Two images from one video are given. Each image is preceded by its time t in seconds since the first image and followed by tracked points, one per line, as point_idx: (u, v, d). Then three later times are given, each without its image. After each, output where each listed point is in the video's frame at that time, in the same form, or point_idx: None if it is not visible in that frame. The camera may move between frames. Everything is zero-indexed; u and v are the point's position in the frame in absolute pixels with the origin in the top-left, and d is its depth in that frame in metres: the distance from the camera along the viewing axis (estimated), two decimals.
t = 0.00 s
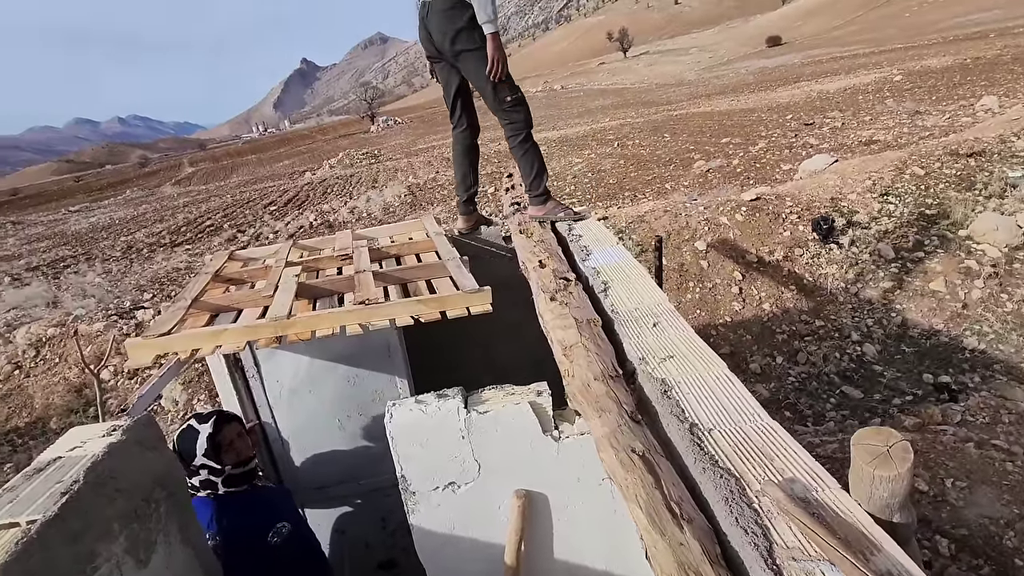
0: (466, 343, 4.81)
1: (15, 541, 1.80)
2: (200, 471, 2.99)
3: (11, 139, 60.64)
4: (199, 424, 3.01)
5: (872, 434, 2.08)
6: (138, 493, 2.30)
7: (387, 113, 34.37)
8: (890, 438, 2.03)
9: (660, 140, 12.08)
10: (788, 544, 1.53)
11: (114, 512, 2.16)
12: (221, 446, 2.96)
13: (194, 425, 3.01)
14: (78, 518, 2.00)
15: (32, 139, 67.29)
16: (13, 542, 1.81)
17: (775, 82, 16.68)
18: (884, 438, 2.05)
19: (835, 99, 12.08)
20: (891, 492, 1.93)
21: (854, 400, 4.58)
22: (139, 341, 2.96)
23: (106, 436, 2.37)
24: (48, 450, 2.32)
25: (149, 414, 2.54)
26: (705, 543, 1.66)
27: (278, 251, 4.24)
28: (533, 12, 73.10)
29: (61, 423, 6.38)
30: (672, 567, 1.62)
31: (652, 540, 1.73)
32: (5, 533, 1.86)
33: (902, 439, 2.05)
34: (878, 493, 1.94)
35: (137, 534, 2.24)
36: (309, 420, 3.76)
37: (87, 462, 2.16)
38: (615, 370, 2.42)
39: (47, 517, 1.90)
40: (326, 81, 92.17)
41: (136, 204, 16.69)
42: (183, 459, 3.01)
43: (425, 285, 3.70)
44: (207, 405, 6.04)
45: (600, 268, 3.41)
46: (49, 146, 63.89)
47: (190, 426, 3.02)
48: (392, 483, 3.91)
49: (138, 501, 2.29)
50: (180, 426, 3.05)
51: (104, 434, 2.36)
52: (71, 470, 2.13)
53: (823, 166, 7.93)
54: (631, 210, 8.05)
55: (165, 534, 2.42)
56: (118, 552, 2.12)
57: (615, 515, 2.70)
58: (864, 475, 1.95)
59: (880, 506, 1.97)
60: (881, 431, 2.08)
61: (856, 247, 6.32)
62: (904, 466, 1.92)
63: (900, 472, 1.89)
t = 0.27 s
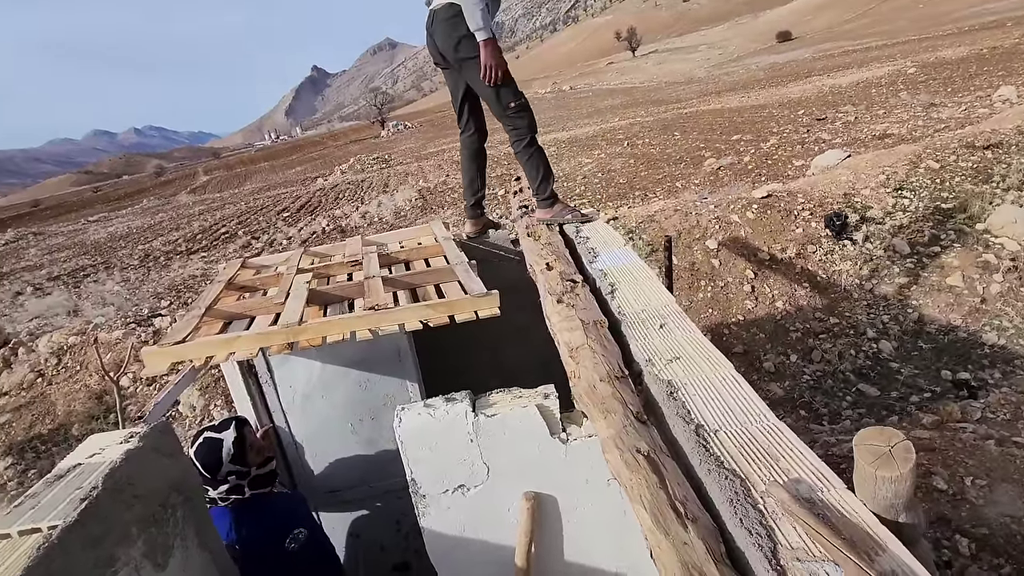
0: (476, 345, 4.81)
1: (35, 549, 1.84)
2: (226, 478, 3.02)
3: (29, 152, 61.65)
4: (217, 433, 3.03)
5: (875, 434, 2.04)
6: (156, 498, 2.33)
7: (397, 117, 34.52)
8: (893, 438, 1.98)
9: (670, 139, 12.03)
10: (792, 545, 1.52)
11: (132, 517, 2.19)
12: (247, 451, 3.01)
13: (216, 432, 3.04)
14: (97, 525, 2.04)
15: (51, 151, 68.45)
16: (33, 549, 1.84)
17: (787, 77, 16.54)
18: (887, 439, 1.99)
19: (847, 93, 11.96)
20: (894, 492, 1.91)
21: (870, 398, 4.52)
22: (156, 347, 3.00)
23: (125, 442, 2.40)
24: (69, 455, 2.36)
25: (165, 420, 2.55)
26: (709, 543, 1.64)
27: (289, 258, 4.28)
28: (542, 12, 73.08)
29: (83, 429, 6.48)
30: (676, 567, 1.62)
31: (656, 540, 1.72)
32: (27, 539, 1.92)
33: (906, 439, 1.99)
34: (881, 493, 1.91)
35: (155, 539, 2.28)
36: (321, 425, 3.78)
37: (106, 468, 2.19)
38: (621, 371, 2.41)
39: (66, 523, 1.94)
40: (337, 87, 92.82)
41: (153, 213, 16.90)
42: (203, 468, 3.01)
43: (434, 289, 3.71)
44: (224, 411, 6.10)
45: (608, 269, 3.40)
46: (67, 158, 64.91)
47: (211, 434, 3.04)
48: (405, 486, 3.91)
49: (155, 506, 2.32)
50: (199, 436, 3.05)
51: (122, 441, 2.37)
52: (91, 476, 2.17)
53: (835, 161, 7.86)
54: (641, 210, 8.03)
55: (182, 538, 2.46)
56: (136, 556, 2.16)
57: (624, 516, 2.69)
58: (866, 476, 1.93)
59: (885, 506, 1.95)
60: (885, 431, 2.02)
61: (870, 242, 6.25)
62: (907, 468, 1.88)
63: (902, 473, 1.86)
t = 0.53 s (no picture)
0: (493, 340, 4.76)
1: (54, 545, 1.83)
2: (256, 481, 2.94)
3: (46, 157, 62.37)
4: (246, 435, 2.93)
5: (927, 427, 1.99)
6: (174, 494, 2.33)
7: (407, 117, 34.54)
8: (947, 431, 1.92)
9: (683, 134, 11.93)
10: (836, 543, 1.46)
11: (151, 513, 2.19)
12: (277, 453, 2.91)
13: (245, 436, 2.96)
14: (116, 521, 2.03)
15: (66, 155, 69.22)
16: (53, 545, 1.83)
17: (801, 70, 16.36)
18: (940, 433, 1.94)
19: (864, 85, 11.79)
20: (948, 488, 1.85)
21: (893, 394, 4.43)
22: (173, 343, 2.96)
23: (143, 439, 2.38)
24: (88, 451, 2.36)
25: (183, 417, 2.52)
26: (747, 541, 1.59)
27: (304, 255, 4.25)
28: (551, 10, 72.90)
29: (102, 427, 6.52)
30: (714, 568, 1.56)
31: (691, 540, 1.67)
32: (47, 535, 1.91)
33: (960, 432, 1.94)
34: (934, 491, 1.86)
35: (173, 535, 2.28)
36: (338, 422, 3.74)
37: (124, 465, 2.17)
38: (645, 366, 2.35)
39: (86, 519, 1.93)
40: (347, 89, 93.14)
41: (168, 214, 17.01)
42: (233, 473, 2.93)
43: (450, 284, 3.66)
44: (240, 409, 6.10)
45: (627, 262, 3.33)
46: (82, 162, 65.61)
47: (240, 437, 2.96)
48: (421, 484, 3.87)
49: (174, 502, 2.32)
50: (228, 440, 2.97)
51: (140, 437, 2.37)
52: (109, 472, 2.15)
53: (854, 154, 7.74)
54: (656, 206, 7.95)
55: (201, 534, 2.45)
56: (156, 553, 2.16)
57: (648, 513, 2.64)
58: (918, 471, 1.87)
59: (936, 504, 1.89)
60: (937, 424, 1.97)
61: (891, 236, 6.14)
62: (963, 462, 1.82)
63: (959, 467, 1.80)
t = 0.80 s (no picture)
0: (509, 332, 4.80)
1: (87, 532, 1.89)
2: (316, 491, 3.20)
3: (60, 156, 62.98)
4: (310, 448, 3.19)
5: (966, 416, 1.98)
6: (199, 485, 2.40)
7: (417, 113, 34.54)
8: (988, 420, 1.91)
9: (696, 126, 11.83)
10: (869, 534, 1.47)
11: (177, 503, 2.25)
12: (338, 463, 3.24)
13: (307, 449, 3.25)
14: (144, 509, 2.09)
15: (81, 155, 69.87)
16: (85, 532, 1.89)
17: (816, 60, 16.16)
18: (980, 421, 1.94)
19: (881, 74, 11.63)
20: (986, 478, 1.80)
21: (914, 387, 4.38)
22: (195, 336, 2.98)
23: (168, 430, 2.48)
24: (114, 443, 2.45)
25: (206, 410, 2.66)
26: (778, 530, 1.58)
27: (320, 249, 4.26)
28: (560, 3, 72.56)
29: (123, 421, 6.60)
30: (744, 558, 1.55)
31: (720, 531, 1.65)
32: (78, 523, 1.96)
33: (1000, 421, 1.93)
34: (971, 480, 1.81)
35: (199, 524, 2.35)
36: (356, 415, 3.76)
37: (150, 456, 2.26)
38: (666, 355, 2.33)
39: (115, 508, 1.99)
40: (357, 85, 93.28)
41: (182, 212, 17.13)
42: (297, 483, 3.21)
43: (466, 277, 3.66)
44: (257, 403, 6.14)
45: (645, 254, 3.30)
46: (96, 162, 66.21)
47: (303, 450, 3.24)
48: (439, 476, 3.88)
49: (198, 493, 2.39)
50: (290, 453, 3.25)
51: (165, 429, 2.47)
52: (135, 463, 2.24)
53: (871, 144, 7.64)
54: (669, 198, 7.90)
55: (224, 525, 2.53)
56: (182, 542, 2.22)
57: (669, 504, 2.62)
58: (956, 459, 1.83)
59: (974, 493, 1.84)
60: (978, 413, 1.97)
61: (911, 227, 6.06)
62: (1003, 451, 1.80)
63: (999, 455, 1.77)
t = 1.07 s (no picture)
0: (525, 330, 4.80)
1: (117, 527, 1.96)
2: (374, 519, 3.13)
3: (77, 157, 63.75)
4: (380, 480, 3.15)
5: (997, 414, 1.97)
6: (223, 480, 2.45)
7: (428, 110, 34.58)
8: (1018, 417, 1.91)
9: (709, 120, 11.75)
10: (896, 533, 1.47)
11: (203, 499, 2.31)
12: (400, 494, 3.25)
13: (376, 479, 3.15)
14: (171, 505, 2.15)
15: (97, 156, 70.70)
16: (115, 528, 1.96)
17: (832, 51, 15.97)
18: (1010, 418, 1.93)
19: (899, 65, 11.47)
20: (1016, 476, 1.81)
21: (935, 383, 4.34)
22: (217, 335, 3.04)
23: (193, 426, 2.54)
24: (141, 440, 2.51)
25: (229, 406, 2.68)
26: (802, 526, 1.57)
27: (336, 247, 4.28)
28: None
29: (144, 418, 6.69)
30: (767, 555, 1.53)
31: (743, 528, 1.64)
32: (109, 518, 2.03)
33: None
34: (1001, 478, 1.82)
35: (224, 520, 2.40)
36: (374, 412, 3.78)
37: (177, 452, 2.32)
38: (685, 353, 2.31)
39: (144, 502, 2.06)
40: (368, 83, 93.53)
41: (198, 211, 17.30)
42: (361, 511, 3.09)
43: (482, 275, 3.66)
44: (275, 400, 6.20)
45: (661, 250, 3.28)
46: (112, 163, 66.96)
47: (372, 481, 3.14)
48: (454, 472, 3.90)
49: (223, 488, 2.44)
50: (359, 483, 3.11)
51: (190, 425, 2.52)
52: (162, 459, 2.30)
53: (890, 136, 7.54)
54: (683, 193, 7.86)
55: (249, 520, 2.58)
56: (208, 536, 2.28)
57: (689, 501, 2.61)
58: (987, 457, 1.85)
59: (1003, 492, 1.85)
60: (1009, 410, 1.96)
61: (932, 220, 5.99)
62: None
63: None
